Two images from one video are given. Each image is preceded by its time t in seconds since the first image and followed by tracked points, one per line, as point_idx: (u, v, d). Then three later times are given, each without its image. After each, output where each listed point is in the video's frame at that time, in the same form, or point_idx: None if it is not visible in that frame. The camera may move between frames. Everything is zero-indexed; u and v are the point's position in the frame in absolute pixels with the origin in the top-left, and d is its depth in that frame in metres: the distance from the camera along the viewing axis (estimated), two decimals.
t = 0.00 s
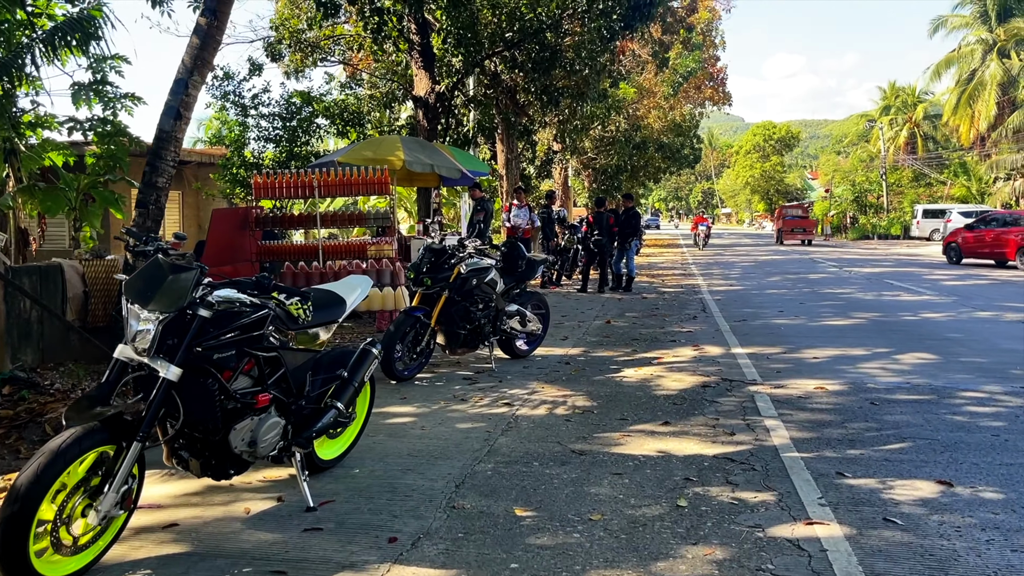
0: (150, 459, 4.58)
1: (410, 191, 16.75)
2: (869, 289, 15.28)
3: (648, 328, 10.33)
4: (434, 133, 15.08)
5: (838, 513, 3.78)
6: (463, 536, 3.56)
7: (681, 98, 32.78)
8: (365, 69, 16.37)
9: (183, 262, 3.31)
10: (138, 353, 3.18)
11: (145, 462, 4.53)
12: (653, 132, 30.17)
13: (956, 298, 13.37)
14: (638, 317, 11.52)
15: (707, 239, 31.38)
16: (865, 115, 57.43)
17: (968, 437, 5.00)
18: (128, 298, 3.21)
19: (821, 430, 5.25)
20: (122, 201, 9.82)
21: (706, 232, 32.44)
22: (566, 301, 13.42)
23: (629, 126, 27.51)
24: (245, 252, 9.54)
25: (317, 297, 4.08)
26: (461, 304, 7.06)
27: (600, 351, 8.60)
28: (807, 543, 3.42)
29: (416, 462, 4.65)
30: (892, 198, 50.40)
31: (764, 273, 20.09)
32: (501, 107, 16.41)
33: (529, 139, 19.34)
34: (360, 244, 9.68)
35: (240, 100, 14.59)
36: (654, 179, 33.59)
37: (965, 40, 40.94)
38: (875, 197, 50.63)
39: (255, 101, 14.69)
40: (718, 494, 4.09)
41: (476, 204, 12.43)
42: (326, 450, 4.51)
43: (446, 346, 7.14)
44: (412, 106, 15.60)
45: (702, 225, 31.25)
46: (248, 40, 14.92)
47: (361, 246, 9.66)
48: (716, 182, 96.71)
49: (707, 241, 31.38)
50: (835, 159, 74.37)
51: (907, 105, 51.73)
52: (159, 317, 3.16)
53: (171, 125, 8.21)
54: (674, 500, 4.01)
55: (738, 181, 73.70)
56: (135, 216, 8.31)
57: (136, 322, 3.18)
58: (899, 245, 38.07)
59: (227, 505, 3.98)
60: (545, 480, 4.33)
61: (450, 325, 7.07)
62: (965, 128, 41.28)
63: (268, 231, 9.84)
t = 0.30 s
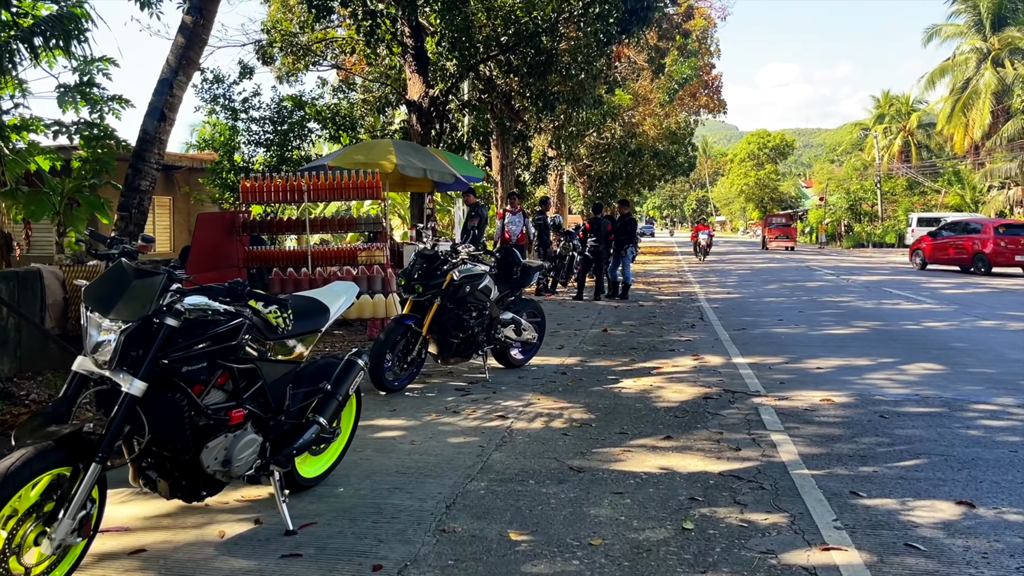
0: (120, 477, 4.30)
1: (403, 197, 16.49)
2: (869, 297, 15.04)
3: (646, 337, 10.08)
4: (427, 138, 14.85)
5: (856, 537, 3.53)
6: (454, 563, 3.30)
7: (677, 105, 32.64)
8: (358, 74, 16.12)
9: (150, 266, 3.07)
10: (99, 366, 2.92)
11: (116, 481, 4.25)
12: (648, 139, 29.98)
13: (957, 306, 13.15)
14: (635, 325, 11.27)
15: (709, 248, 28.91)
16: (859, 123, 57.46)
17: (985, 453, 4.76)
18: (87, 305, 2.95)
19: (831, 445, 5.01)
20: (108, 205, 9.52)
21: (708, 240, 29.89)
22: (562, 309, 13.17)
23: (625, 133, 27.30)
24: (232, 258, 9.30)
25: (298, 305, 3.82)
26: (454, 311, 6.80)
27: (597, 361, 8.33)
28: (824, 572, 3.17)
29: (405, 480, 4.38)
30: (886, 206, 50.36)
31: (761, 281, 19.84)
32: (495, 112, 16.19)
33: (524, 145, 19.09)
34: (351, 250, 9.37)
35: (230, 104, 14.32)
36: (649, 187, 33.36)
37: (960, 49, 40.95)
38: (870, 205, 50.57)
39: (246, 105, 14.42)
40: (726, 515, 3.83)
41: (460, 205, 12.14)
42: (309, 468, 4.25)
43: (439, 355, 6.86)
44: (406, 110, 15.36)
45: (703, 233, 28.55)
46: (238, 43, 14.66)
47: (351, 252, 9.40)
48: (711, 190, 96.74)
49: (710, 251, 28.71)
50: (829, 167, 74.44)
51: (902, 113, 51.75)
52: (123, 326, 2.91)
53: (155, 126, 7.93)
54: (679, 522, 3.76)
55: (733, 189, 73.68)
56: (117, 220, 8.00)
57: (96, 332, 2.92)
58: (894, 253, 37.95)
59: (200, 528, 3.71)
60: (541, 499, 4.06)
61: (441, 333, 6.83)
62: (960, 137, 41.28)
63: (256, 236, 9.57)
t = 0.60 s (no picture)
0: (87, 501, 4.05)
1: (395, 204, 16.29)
2: (866, 308, 14.86)
3: (641, 349, 9.86)
4: (420, 145, 14.67)
5: (869, 570, 3.31)
6: None
7: (671, 114, 32.56)
8: (350, 79, 15.93)
9: (111, 279, 2.83)
10: (52, 388, 2.68)
11: (83, 505, 4.00)
12: (643, 147, 29.86)
13: (957, 317, 12.98)
14: (630, 336, 11.06)
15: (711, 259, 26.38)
16: (852, 133, 57.53)
17: (998, 475, 4.55)
18: (41, 323, 2.72)
19: (836, 466, 4.79)
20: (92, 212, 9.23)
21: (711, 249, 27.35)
22: (556, 319, 12.95)
23: (619, 141, 27.15)
24: (216, 265, 9.06)
25: (275, 320, 3.57)
26: (443, 323, 6.57)
27: (592, 374, 8.11)
28: None
29: (389, 504, 4.13)
30: (880, 216, 50.39)
31: (757, 290, 19.67)
32: (489, 119, 16.00)
33: (518, 152, 18.89)
34: (339, 258, 9.13)
35: (219, 109, 14.11)
36: (643, 196, 33.23)
37: (953, 59, 41.04)
38: (863, 215, 50.59)
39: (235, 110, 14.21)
40: (729, 545, 3.61)
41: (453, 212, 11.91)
42: (287, 492, 4.01)
43: (429, 369, 6.63)
44: (398, 117, 15.16)
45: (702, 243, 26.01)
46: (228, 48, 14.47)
47: (340, 261, 9.15)
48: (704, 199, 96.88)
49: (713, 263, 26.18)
50: (822, 177, 74.58)
51: (895, 123, 51.86)
52: (79, 347, 2.67)
53: (136, 130, 7.71)
54: (681, 552, 3.53)
55: (726, 198, 73.72)
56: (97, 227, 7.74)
57: (50, 352, 2.68)
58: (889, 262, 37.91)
59: (168, 558, 3.46)
60: (534, 527, 3.83)
61: (431, 346, 6.58)
62: (953, 147, 41.36)
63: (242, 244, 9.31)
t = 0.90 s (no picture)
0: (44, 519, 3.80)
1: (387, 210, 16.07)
2: (863, 316, 14.69)
3: (635, 357, 9.65)
4: (411, 149, 14.46)
5: None
6: None
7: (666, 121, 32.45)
8: (342, 84, 15.72)
9: (58, 283, 2.62)
10: None
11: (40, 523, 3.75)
12: (638, 154, 29.71)
13: (955, 326, 12.82)
14: (624, 344, 10.84)
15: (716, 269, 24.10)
16: (847, 141, 57.56)
17: (1009, 492, 4.34)
18: None
19: (839, 481, 4.58)
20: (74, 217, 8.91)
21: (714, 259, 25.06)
22: (549, 326, 12.75)
23: (614, 147, 26.99)
24: (200, 270, 8.87)
25: (245, 328, 3.37)
26: (431, 330, 6.34)
27: (584, 383, 7.89)
28: None
29: (368, 523, 3.90)
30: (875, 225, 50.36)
31: (753, 298, 19.49)
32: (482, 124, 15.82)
33: (511, 158, 18.69)
34: (325, 263, 8.90)
35: (208, 112, 13.88)
36: (638, 203, 33.11)
37: (948, 68, 41.09)
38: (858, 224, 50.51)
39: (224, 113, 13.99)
40: (729, 568, 3.39)
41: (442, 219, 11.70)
42: (260, 510, 3.77)
43: (416, 378, 6.40)
44: (389, 121, 14.95)
45: (704, 251, 23.75)
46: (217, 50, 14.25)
47: (326, 266, 8.90)
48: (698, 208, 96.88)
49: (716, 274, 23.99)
50: (816, 185, 74.71)
51: (889, 132, 51.89)
52: (17, 358, 2.46)
53: (117, 131, 7.40)
54: None
55: (720, 206, 73.68)
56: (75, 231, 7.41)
57: None
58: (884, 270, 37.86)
59: None
60: (521, 548, 3.60)
61: (418, 354, 6.35)
62: (947, 155, 41.40)
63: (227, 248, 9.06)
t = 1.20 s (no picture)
0: None
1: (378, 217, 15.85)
2: (860, 326, 14.50)
3: (629, 370, 9.42)
4: (402, 156, 14.23)
5: None
6: None
7: (661, 128, 32.31)
8: (332, 89, 15.50)
9: None
10: None
11: None
12: (632, 161, 29.54)
13: (953, 337, 12.63)
14: (617, 356, 10.63)
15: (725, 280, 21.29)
16: (841, 149, 57.57)
17: (1020, 520, 4.13)
18: None
19: (840, 508, 4.36)
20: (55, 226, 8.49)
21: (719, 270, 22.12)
22: (541, 336, 12.53)
23: (608, 155, 26.80)
24: (183, 279, 8.55)
25: (207, 349, 3.13)
26: (415, 345, 6.13)
27: (575, 397, 7.66)
28: None
29: (340, 556, 3.66)
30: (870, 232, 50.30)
31: (748, 307, 19.29)
32: (474, 131, 15.62)
33: (504, 165, 18.46)
34: (310, 274, 8.72)
35: (195, 119, 13.64)
36: (633, 210, 32.96)
37: (943, 76, 41.06)
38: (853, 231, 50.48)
39: (212, 119, 13.77)
40: None
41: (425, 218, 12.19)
42: (224, 543, 3.52)
43: (400, 394, 6.18)
44: (380, 128, 14.74)
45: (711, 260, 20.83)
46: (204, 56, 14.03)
47: (311, 277, 8.68)
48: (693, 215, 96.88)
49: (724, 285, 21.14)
50: (811, 192, 74.78)
51: (884, 139, 51.86)
52: None
53: (94, 136, 6.93)
54: None
55: (716, 213, 73.64)
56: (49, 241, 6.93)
57: None
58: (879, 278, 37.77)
59: None
60: None
61: (402, 370, 6.12)
62: (942, 163, 41.35)
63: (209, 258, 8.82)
